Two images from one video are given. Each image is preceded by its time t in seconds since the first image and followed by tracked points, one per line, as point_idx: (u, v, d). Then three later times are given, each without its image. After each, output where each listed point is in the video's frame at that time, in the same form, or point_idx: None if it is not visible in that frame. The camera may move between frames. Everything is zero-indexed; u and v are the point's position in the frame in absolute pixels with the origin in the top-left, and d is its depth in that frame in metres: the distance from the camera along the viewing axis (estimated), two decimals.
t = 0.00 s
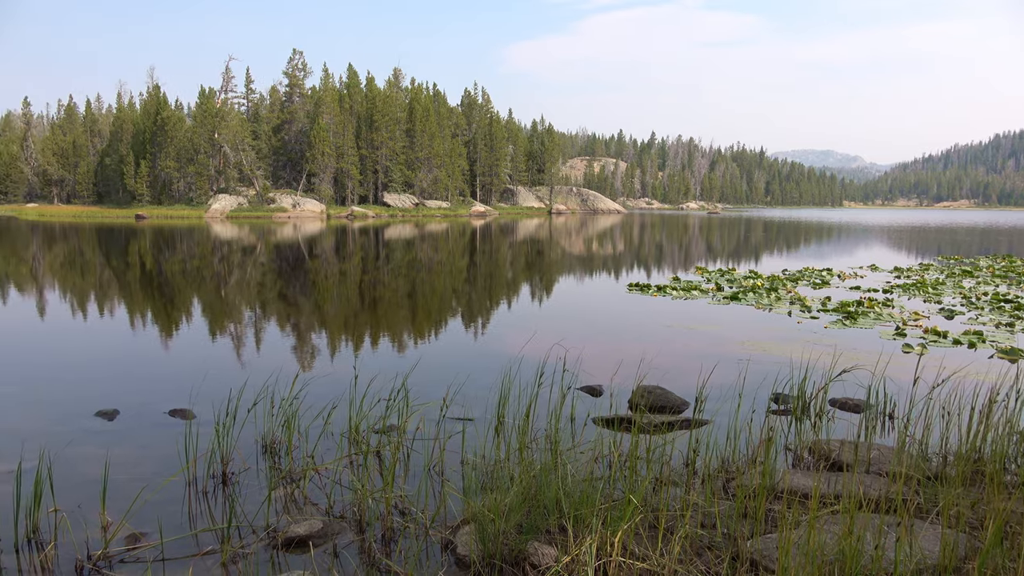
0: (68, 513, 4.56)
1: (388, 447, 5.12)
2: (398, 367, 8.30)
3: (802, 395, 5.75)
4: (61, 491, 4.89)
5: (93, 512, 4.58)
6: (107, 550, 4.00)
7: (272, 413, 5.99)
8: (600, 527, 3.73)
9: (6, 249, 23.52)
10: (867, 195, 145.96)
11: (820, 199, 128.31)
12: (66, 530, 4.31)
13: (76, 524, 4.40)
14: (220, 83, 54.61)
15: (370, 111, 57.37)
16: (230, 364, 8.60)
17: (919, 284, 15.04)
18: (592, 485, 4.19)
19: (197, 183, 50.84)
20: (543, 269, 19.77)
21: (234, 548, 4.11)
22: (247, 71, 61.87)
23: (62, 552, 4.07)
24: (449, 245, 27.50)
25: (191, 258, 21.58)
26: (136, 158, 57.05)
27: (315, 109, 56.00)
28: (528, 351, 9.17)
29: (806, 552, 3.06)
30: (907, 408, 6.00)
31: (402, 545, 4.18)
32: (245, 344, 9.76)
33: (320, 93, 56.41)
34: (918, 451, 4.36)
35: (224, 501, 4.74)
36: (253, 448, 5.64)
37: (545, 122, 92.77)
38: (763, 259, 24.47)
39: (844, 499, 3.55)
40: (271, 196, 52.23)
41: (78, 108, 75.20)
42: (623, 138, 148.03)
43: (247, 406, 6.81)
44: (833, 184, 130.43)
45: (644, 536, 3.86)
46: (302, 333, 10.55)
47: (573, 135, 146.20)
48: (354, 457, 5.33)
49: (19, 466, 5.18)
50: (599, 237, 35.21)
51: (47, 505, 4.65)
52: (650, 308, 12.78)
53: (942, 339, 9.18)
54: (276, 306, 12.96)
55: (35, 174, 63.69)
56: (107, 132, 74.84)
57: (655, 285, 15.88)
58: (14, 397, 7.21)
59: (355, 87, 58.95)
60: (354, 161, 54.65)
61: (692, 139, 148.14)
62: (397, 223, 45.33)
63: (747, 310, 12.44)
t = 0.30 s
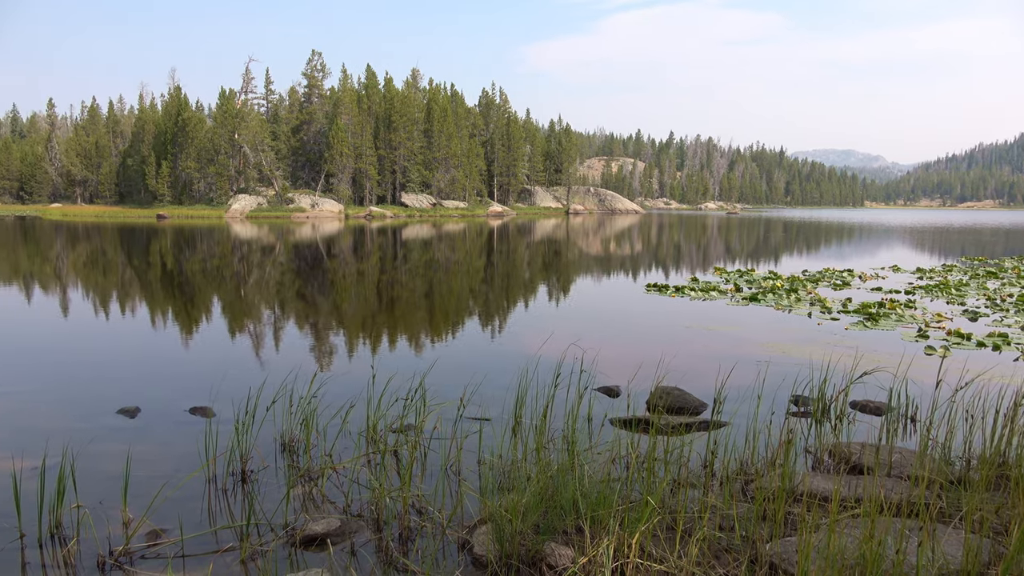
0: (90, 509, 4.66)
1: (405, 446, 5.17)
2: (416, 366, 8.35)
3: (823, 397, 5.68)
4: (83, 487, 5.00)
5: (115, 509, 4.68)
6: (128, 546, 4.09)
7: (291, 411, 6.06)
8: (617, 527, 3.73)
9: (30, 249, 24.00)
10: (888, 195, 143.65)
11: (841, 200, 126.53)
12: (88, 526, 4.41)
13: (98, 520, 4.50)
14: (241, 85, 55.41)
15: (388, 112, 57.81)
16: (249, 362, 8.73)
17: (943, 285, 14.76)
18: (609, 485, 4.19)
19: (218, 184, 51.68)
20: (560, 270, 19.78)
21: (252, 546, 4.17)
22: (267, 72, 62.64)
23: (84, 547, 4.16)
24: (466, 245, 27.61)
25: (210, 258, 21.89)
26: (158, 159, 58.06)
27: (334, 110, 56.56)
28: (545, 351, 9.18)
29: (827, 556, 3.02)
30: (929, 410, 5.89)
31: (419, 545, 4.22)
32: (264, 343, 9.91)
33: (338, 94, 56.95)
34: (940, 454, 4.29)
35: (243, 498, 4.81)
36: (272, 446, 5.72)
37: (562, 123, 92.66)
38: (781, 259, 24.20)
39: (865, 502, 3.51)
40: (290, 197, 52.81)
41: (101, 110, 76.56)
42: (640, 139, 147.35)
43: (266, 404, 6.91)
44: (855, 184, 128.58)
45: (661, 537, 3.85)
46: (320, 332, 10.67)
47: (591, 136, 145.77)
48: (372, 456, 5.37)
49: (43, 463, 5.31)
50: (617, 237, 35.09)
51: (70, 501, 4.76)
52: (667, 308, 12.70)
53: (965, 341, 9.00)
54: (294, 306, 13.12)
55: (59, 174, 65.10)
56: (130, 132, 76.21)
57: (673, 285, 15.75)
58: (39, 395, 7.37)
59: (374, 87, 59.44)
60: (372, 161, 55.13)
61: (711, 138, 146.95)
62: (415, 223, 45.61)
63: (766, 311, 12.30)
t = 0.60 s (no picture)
0: (111, 505, 4.76)
1: (421, 445, 5.21)
2: (432, 366, 8.41)
3: (842, 399, 5.61)
4: (105, 484, 5.11)
5: (135, 505, 4.77)
6: (147, 542, 4.17)
7: (308, 410, 6.14)
8: (633, 529, 3.71)
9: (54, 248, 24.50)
10: (910, 195, 141.09)
11: (861, 199, 124.71)
12: (109, 522, 4.50)
13: (119, 516, 4.59)
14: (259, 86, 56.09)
15: (405, 112, 58.12)
16: (267, 361, 8.84)
17: (966, 286, 14.48)
18: (626, 487, 4.18)
19: (237, 184, 52.50)
20: (576, 270, 19.76)
21: (270, 543, 4.24)
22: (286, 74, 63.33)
23: (105, 543, 4.26)
24: (482, 245, 27.66)
25: (228, 257, 22.20)
26: (178, 159, 58.95)
27: (351, 110, 56.96)
28: (561, 351, 9.18)
29: (845, 559, 2.99)
30: (951, 413, 5.80)
31: (435, 543, 4.25)
32: (281, 342, 10.03)
33: (355, 95, 57.37)
34: (963, 458, 4.22)
35: (261, 496, 4.88)
36: (289, 444, 5.80)
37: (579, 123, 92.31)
38: (800, 260, 23.90)
39: (884, 506, 3.47)
40: (308, 197, 53.32)
41: (122, 111, 77.89)
42: (657, 138, 146.37)
43: (284, 402, 7.00)
44: (875, 184, 126.66)
45: (678, 539, 3.84)
46: (337, 331, 10.77)
47: (607, 136, 145.21)
48: (388, 455, 5.43)
49: (65, 459, 5.43)
50: (634, 238, 34.90)
51: (91, 497, 4.86)
52: (684, 309, 12.61)
53: (988, 343, 8.83)
54: (312, 305, 13.26)
55: (82, 174, 66.37)
56: (150, 133, 77.42)
57: (690, 286, 15.65)
58: (62, 392, 7.54)
59: (391, 88, 59.78)
60: (389, 161, 55.49)
61: (729, 138, 145.58)
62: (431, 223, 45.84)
63: (784, 312, 12.17)
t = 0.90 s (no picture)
0: (131, 501, 4.87)
1: (437, 445, 5.25)
2: (448, 365, 8.46)
3: (862, 401, 5.53)
4: (126, 480, 5.22)
5: (155, 501, 4.86)
6: (167, 538, 4.25)
7: (326, 409, 6.21)
8: (649, 530, 3.70)
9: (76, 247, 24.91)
10: (934, 194, 138.49)
11: (882, 199, 122.72)
12: (129, 518, 4.59)
13: (138, 512, 4.68)
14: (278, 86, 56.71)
15: (422, 112, 58.37)
16: (285, 359, 8.96)
17: (990, 288, 14.20)
18: (642, 488, 4.17)
19: (256, 184, 53.24)
20: (592, 270, 19.70)
21: (288, 540, 4.30)
22: (304, 75, 63.92)
23: (125, 539, 4.34)
24: (499, 245, 27.69)
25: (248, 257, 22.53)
26: (198, 159, 59.78)
27: (369, 110, 57.32)
28: (577, 351, 9.17)
29: (864, 562, 2.96)
30: (974, 416, 5.69)
31: (451, 543, 4.28)
32: (299, 341, 10.13)
33: (373, 95, 57.74)
34: (985, 462, 4.15)
35: (278, 494, 4.95)
36: (306, 443, 5.87)
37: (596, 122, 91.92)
38: (821, 261, 23.58)
39: (906, 509, 3.42)
40: (326, 197, 53.78)
41: (143, 111, 79.28)
42: (674, 138, 145.30)
43: (302, 400, 7.10)
44: (896, 183, 124.68)
45: (695, 540, 3.84)
46: (354, 330, 10.86)
47: (624, 136, 144.48)
48: (404, 454, 5.47)
49: (88, 455, 5.56)
50: (652, 238, 34.71)
51: (112, 493, 4.96)
52: (701, 310, 12.52)
53: (1013, 345, 8.65)
54: (330, 304, 13.37)
55: (104, 175, 67.60)
56: (171, 134, 78.58)
57: (707, 286, 15.52)
58: (85, 389, 7.71)
59: (408, 88, 60.06)
60: (406, 161, 55.82)
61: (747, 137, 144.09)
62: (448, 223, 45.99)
63: (803, 313, 12.02)
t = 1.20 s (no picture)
0: (150, 498, 4.96)
1: (451, 444, 5.27)
2: (463, 365, 8.50)
3: (881, 403, 5.47)
4: (145, 477, 5.33)
5: (173, 498, 4.95)
6: (185, 535, 4.33)
7: (341, 408, 6.27)
8: (664, 532, 3.70)
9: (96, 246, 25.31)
10: (955, 194, 136.14)
11: (901, 199, 120.85)
12: (147, 514, 4.69)
13: (157, 509, 4.77)
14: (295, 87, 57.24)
15: (438, 112, 58.55)
16: (301, 358, 9.05)
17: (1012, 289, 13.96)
18: (657, 489, 4.16)
19: (273, 185, 53.69)
20: (607, 270, 19.66)
21: (304, 538, 4.35)
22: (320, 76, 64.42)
23: (144, 535, 4.43)
24: (514, 245, 27.72)
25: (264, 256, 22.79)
26: (216, 159, 60.48)
27: (384, 111, 57.63)
28: (592, 352, 9.17)
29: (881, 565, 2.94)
30: (995, 419, 5.61)
31: (465, 542, 4.31)
32: (315, 340, 10.24)
33: (389, 96, 58.07)
34: (1007, 466, 4.09)
35: (294, 492, 5.01)
36: (322, 441, 5.94)
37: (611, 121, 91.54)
38: (839, 261, 23.32)
39: (924, 513, 3.37)
40: (342, 197, 54.17)
41: (162, 113, 80.41)
42: (691, 138, 144.30)
43: (318, 400, 7.17)
44: (916, 183, 122.82)
45: (710, 542, 3.82)
46: (370, 330, 10.95)
47: (640, 135, 143.72)
48: (419, 453, 5.51)
49: (107, 452, 5.67)
50: (668, 238, 34.55)
51: (131, 490, 5.06)
52: (716, 311, 12.44)
53: None
54: (345, 304, 13.48)
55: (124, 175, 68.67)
56: (190, 135, 79.60)
57: (723, 287, 15.41)
58: (105, 387, 7.87)
59: (424, 88, 60.25)
60: (421, 162, 56.09)
61: (765, 137, 142.63)
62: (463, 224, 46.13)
63: (819, 314, 11.91)
